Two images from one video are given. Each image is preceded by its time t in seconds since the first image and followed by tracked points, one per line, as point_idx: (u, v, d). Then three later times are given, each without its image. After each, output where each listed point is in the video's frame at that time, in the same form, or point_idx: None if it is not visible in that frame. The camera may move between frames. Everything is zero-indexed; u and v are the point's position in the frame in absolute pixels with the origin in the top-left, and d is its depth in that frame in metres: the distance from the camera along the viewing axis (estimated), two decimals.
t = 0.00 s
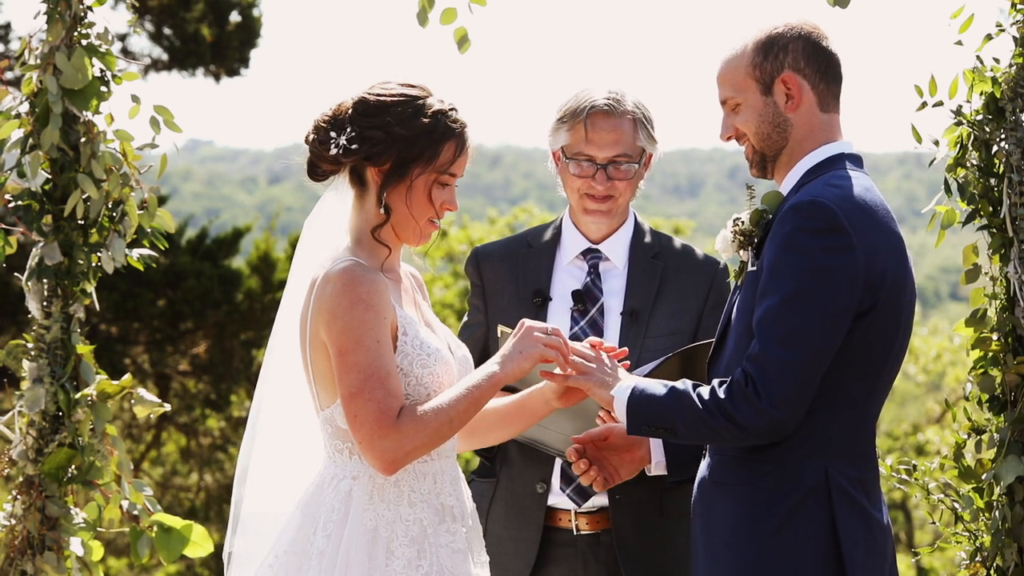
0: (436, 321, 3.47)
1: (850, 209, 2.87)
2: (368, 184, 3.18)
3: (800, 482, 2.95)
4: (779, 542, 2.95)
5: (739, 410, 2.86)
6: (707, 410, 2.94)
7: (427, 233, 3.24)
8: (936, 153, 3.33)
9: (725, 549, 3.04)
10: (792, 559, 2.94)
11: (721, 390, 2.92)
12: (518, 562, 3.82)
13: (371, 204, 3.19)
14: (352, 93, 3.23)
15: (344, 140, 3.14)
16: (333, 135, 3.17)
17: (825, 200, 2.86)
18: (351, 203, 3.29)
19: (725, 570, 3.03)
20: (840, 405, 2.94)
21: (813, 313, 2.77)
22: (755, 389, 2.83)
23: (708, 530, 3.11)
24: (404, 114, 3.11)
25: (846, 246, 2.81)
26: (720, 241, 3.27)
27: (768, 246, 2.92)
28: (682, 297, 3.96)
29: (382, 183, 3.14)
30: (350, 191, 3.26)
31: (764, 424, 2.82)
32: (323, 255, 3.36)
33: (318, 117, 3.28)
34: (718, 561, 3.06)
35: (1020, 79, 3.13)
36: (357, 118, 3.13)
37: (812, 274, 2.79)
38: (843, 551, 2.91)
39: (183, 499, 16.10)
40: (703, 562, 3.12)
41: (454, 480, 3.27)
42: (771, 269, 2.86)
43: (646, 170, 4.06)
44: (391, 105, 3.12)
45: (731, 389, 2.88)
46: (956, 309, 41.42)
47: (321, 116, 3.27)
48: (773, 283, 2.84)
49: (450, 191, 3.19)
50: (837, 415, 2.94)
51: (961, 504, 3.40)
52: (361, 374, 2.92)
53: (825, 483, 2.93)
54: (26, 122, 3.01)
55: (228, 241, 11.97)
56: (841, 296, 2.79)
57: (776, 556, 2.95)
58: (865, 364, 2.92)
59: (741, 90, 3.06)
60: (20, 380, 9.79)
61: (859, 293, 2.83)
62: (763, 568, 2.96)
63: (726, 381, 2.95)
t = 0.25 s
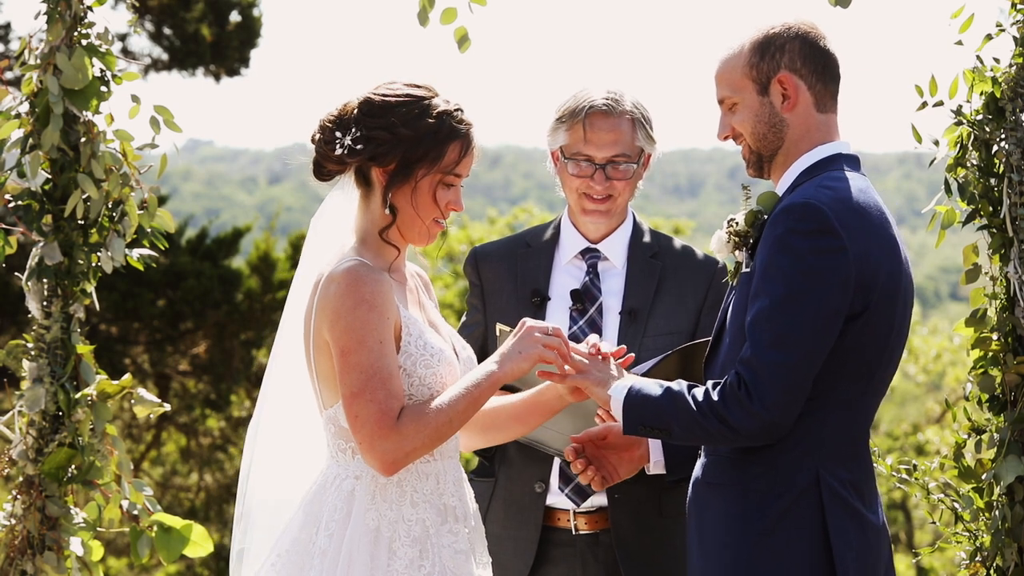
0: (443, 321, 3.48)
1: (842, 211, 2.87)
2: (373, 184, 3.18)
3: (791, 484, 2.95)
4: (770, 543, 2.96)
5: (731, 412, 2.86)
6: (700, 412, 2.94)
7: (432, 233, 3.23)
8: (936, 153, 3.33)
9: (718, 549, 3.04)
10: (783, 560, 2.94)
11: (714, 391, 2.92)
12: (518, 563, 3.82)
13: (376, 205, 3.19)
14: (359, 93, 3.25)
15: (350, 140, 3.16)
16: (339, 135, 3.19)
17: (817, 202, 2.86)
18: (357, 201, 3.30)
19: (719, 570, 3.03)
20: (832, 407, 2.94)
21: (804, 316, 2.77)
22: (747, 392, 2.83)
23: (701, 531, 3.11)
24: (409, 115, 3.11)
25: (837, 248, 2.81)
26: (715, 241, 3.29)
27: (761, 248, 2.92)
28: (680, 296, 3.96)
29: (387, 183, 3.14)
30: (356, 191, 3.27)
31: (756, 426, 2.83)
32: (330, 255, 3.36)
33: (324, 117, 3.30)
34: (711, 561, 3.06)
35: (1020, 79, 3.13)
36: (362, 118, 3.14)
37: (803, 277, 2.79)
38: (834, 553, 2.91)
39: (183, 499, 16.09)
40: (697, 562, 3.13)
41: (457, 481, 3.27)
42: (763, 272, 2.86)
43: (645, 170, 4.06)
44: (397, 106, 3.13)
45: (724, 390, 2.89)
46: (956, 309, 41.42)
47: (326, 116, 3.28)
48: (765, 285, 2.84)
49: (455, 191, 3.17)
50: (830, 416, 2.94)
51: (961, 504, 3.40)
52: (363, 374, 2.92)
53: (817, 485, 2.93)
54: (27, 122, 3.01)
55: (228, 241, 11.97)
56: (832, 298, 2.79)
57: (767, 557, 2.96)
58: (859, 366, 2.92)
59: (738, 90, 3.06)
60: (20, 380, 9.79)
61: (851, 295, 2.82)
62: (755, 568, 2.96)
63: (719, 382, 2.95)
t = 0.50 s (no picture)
0: (447, 322, 3.48)
1: (837, 212, 2.87)
2: (378, 184, 3.18)
3: (788, 485, 2.95)
4: (767, 544, 2.96)
5: (728, 415, 2.86)
6: (696, 414, 2.94)
7: (436, 234, 3.23)
8: (936, 153, 3.33)
9: (714, 550, 3.04)
10: (779, 561, 2.94)
11: (709, 394, 2.93)
12: (516, 563, 3.82)
13: (381, 205, 3.19)
14: (364, 93, 3.24)
15: (354, 140, 3.15)
16: (343, 134, 3.18)
17: (812, 203, 2.86)
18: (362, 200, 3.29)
19: (715, 570, 3.03)
20: (829, 409, 2.94)
21: (800, 317, 2.77)
22: (743, 394, 2.83)
23: (697, 532, 3.11)
24: (415, 116, 3.11)
25: (832, 249, 2.81)
26: (710, 243, 3.31)
27: (756, 249, 2.92)
28: (679, 296, 3.96)
29: (392, 183, 3.14)
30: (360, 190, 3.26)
31: (753, 428, 2.83)
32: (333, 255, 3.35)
33: (328, 117, 3.29)
34: (708, 561, 3.06)
35: (1020, 78, 3.13)
36: (367, 118, 3.13)
37: (798, 278, 2.79)
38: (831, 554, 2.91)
39: (184, 499, 16.09)
40: (694, 563, 3.12)
41: (459, 482, 3.27)
42: (759, 273, 2.86)
43: (643, 169, 4.07)
44: (402, 106, 3.13)
45: (719, 393, 2.89)
46: (956, 309, 41.42)
47: (330, 116, 3.27)
48: (760, 287, 2.84)
49: (460, 192, 3.17)
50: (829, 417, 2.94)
51: (961, 504, 3.40)
52: (364, 374, 2.92)
53: (812, 486, 2.93)
54: (27, 122, 3.01)
55: (228, 241, 11.97)
56: (827, 300, 2.79)
57: (763, 558, 2.96)
58: (855, 367, 2.92)
59: (733, 90, 3.05)
60: (20, 380, 9.78)
61: (847, 297, 2.82)
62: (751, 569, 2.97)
63: (715, 384, 2.96)
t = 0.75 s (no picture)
0: (451, 324, 3.49)
1: (833, 214, 2.87)
2: (380, 185, 3.18)
3: (785, 485, 2.95)
4: (765, 544, 2.96)
5: (726, 419, 2.86)
6: (695, 418, 2.94)
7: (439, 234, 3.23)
8: (936, 153, 3.33)
9: (712, 550, 3.04)
10: (777, 561, 2.94)
11: (708, 398, 2.93)
12: (515, 563, 3.82)
13: (384, 206, 3.18)
14: (366, 93, 3.24)
15: (357, 140, 3.15)
16: (346, 135, 3.18)
17: (808, 205, 2.86)
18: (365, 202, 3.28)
19: (714, 570, 3.03)
20: (828, 409, 2.94)
21: (796, 319, 2.77)
22: (741, 397, 2.83)
23: (695, 532, 3.11)
24: (417, 116, 3.11)
25: (829, 251, 2.81)
26: (709, 245, 3.29)
27: (753, 251, 2.92)
28: (678, 296, 3.96)
29: (394, 184, 3.14)
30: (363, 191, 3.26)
31: (751, 430, 2.83)
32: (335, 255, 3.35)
33: (331, 117, 3.29)
34: (706, 561, 3.06)
35: (1020, 78, 3.13)
36: (370, 119, 3.13)
37: (795, 280, 2.79)
38: (829, 554, 2.90)
39: (184, 499, 16.08)
40: (692, 563, 3.13)
41: (460, 482, 3.27)
42: (755, 275, 2.86)
43: (642, 169, 4.07)
44: (405, 105, 3.12)
45: (718, 396, 2.89)
46: (956, 309, 41.42)
47: (333, 116, 3.27)
48: (757, 290, 2.84)
49: (463, 192, 3.18)
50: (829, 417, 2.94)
51: (962, 504, 3.40)
52: (363, 374, 2.92)
53: (809, 487, 2.93)
54: (27, 122, 3.01)
55: (228, 241, 11.97)
56: (824, 301, 2.79)
57: (762, 559, 2.96)
58: (852, 367, 2.92)
59: (730, 91, 3.05)
60: (20, 380, 9.78)
61: (844, 298, 2.82)
62: (749, 569, 2.97)
63: (714, 388, 2.96)
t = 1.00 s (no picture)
0: (455, 324, 3.49)
1: (835, 214, 2.87)
2: (382, 185, 3.19)
3: (785, 486, 2.95)
4: (765, 544, 2.96)
5: (727, 420, 2.86)
6: (695, 419, 2.94)
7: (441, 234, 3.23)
8: (936, 153, 3.33)
9: (712, 550, 3.04)
10: (777, 561, 2.94)
11: (709, 399, 2.93)
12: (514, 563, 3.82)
13: (386, 207, 3.19)
14: (368, 93, 3.24)
15: (359, 140, 3.15)
16: (348, 134, 3.18)
17: (809, 206, 2.86)
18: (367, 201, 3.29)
19: (713, 570, 3.03)
20: (829, 410, 2.94)
21: (797, 320, 2.77)
22: (742, 398, 2.83)
23: (695, 532, 3.12)
24: (419, 116, 3.11)
25: (829, 252, 2.81)
26: (709, 244, 3.29)
27: (754, 252, 2.92)
28: (677, 296, 3.96)
29: (396, 183, 3.15)
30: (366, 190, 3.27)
31: (751, 431, 2.83)
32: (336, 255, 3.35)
33: (333, 117, 3.29)
34: (706, 561, 3.06)
35: (1021, 79, 3.13)
36: (372, 119, 3.13)
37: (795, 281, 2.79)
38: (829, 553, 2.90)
39: (184, 499, 16.08)
40: (692, 563, 3.13)
41: (460, 482, 3.26)
42: (756, 276, 2.87)
43: (641, 169, 4.07)
44: (407, 105, 3.12)
45: (718, 397, 2.89)
46: (956, 309, 41.42)
47: (336, 116, 3.27)
48: (758, 291, 2.85)
49: (465, 192, 3.17)
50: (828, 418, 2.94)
51: (962, 504, 3.40)
52: (363, 373, 2.92)
53: (809, 487, 2.93)
54: (27, 122, 3.01)
55: (228, 241, 11.97)
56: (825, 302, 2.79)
57: (762, 559, 2.96)
58: (853, 368, 2.92)
59: (732, 89, 3.05)
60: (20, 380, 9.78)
61: (845, 299, 2.82)
62: (749, 569, 2.97)
63: (714, 389, 2.96)
